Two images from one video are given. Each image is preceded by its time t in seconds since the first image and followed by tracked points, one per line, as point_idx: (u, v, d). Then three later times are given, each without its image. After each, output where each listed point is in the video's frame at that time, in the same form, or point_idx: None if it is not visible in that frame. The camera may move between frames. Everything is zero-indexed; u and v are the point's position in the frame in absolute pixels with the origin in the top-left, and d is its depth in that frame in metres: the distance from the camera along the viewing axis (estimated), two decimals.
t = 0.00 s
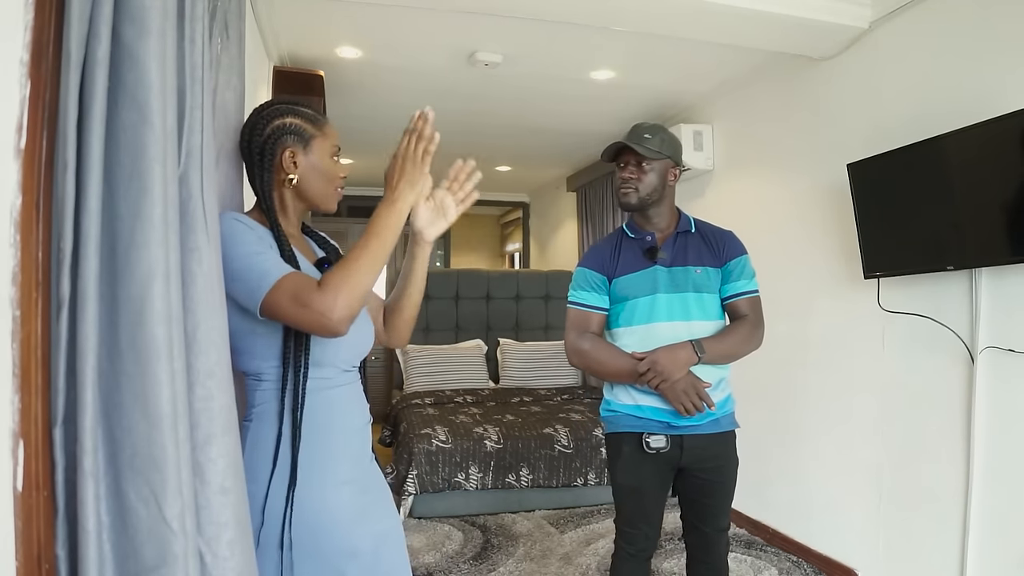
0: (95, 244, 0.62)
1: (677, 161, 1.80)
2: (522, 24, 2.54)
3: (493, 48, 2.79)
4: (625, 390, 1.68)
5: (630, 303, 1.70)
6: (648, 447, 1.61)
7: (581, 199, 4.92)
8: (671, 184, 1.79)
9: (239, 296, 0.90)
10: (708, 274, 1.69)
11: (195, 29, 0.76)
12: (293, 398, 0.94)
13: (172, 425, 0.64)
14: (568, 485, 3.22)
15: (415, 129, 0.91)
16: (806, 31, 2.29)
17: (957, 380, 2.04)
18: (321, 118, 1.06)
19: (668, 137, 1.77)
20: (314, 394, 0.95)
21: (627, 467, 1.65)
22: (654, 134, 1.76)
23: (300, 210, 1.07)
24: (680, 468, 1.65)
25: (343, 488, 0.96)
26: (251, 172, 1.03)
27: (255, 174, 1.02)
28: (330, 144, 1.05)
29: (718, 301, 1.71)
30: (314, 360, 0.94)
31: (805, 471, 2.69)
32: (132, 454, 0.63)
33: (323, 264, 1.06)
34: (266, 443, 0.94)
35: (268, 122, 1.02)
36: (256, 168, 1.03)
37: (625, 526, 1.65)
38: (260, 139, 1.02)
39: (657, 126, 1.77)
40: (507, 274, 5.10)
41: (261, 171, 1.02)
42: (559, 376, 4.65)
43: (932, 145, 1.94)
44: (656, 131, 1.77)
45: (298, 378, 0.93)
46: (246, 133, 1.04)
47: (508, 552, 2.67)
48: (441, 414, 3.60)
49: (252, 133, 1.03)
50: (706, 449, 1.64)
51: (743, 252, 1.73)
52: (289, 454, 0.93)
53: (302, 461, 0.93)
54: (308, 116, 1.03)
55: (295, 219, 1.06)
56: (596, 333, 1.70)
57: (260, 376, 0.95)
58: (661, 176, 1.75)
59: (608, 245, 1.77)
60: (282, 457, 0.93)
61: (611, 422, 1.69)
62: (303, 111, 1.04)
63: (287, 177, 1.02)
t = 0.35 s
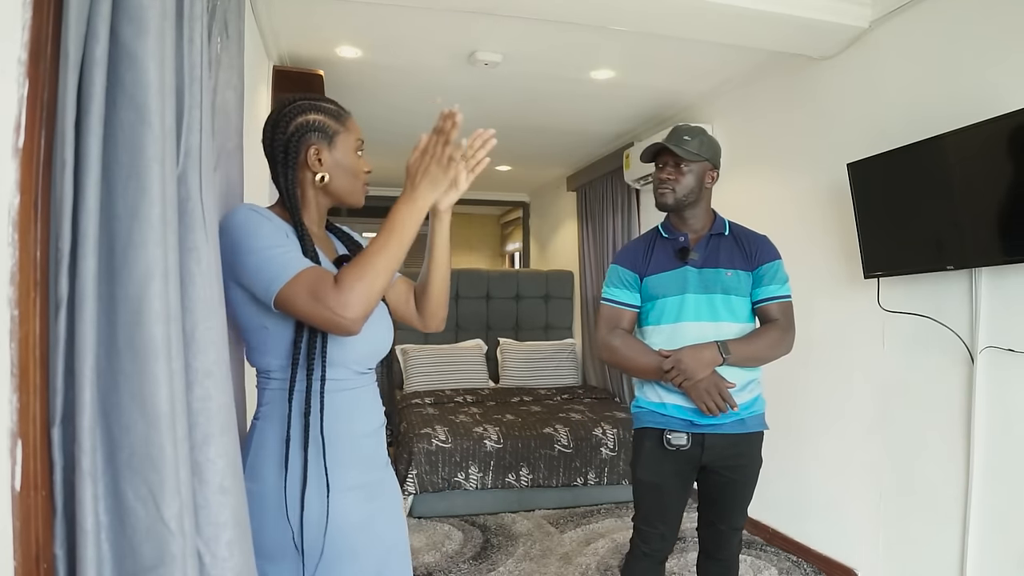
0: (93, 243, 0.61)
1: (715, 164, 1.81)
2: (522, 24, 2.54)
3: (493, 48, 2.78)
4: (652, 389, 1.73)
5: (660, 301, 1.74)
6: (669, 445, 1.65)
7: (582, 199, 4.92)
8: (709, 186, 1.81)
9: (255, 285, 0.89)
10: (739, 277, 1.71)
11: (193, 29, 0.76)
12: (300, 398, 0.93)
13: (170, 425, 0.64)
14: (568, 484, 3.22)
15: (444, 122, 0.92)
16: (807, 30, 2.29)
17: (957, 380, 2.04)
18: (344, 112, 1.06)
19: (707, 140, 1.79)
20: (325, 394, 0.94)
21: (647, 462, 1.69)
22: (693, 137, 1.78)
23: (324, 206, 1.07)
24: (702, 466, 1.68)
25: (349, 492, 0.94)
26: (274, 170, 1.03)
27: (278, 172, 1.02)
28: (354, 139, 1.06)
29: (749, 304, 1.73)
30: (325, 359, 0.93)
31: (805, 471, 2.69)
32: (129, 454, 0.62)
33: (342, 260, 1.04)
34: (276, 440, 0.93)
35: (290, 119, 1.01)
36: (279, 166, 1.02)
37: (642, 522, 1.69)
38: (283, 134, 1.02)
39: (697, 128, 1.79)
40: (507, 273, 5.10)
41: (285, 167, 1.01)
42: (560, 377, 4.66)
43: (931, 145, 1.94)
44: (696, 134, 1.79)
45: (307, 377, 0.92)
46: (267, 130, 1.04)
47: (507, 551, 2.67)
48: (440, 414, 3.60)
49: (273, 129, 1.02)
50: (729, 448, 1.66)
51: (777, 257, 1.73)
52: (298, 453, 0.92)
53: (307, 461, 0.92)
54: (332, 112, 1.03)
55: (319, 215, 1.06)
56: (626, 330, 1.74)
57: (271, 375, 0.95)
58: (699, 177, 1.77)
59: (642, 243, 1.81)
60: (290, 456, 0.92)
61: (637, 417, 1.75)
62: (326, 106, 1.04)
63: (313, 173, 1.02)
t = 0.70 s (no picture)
0: (95, 244, 0.62)
1: (745, 166, 1.80)
2: (522, 25, 2.55)
3: (494, 48, 2.79)
4: (672, 384, 1.75)
5: (684, 301, 1.75)
6: (684, 437, 1.67)
7: (583, 199, 4.92)
8: (738, 188, 1.79)
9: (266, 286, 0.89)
10: (763, 281, 1.71)
11: (195, 29, 0.76)
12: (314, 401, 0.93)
13: (172, 425, 0.64)
14: (569, 484, 3.22)
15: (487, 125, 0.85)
16: (808, 30, 2.29)
17: (958, 380, 2.04)
18: (383, 116, 1.03)
19: (737, 141, 1.78)
20: (344, 398, 0.93)
21: (662, 454, 1.71)
22: (723, 139, 1.77)
23: (352, 210, 1.05)
24: (715, 462, 1.70)
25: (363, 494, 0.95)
26: (305, 169, 1.01)
27: (310, 172, 1.00)
28: (391, 146, 1.03)
29: (772, 307, 1.72)
30: (345, 366, 0.93)
31: (806, 471, 2.68)
32: (131, 453, 0.63)
33: (360, 264, 1.02)
34: (287, 440, 0.92)
35: (327, 120, 0.99)
36: (310, 166, 1.00)
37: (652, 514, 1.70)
38: (317, 134, 0.99)
39: (727, 129, 1.78)
40: (507, 274, 5.09)
41: (317, 169, 1.00)
42: (561, 377, 4.66)
43: (932, 145, 1.94)
44: (726, 136, 1.78)
45: (323, 382, 0.92)
46: (303, 128, 1.01)
47: (509, 551, 2.67)
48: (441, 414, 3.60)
49: (309, 129, 1.00)
50: (743, 445, 1.66)
51: (804, 260, 1.71)
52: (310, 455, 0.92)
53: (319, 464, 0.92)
54: (370, 116, 1.01)
55: (347, 218, 1.05)
56: (651, 328, 1.76)
57: (284, 375, 0.94)
58: (728, 180, 1.75)
59: (669, 242, 1.82)
60: (303, 458, 0.92)
61: (655, 410, 1.78)
62: (365, 109, 1.01)
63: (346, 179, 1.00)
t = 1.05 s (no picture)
0: (95, 244, 0.61)
1: (749, 169, 1.80)
2: (522, 25, 2.55)
3: (494, 48, 2.79)
4: (667, 383, 1.74)
5: (682, 300, 1.74)
6: (679, 436, 1.67)
7: (583, 199, 4.92)
8: (740, 190, 1.79)
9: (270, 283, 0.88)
10: (761, 283, 1.72)
11: (195, 29, 0.76)
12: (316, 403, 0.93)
13: (172, 425, 0.64)
14: (569, 485, 3.22)
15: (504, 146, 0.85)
16: (808, 31, 2.29)
17: (958, 380, 2.04)
18: (389, 123, 1.02)
19: (743, 144, 1.78)
20: (343, 398, 0.93)
21: (657, 452, 1.70)
22: (729, 141, 1.77)
23: (354, 215, 1.05)
24: (709, 462, 1.70)
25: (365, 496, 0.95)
26: (309, 171, 1.02)
27: (312, 175, 1.00)
28: (395, 153, 1.01)
29: (769, 310, 1.74)
30: (350, 367, 0.93)
31: (805, 471, 2.69)
32: (131, 454, 0.63)
33: (361, 264, 1.02)
34: (290, 441, 0.93)
35: (331, 125, 0.99)
36: (314, 170, 1.01)
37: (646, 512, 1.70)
38: (321, 139, 1.00)
39: (734, 132, 1.78)
40: (507, 274, 5.09)
41: (319, 174, 1.00)
42: (560, 377, 4.66)
43: (932, 145, 1.94)
44: (732, 138, 1.78)
45: (328, 382, 0.92)
46: (309, 132, 1.02)
47: (509, 552, 2.67)
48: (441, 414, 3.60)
49: (315, 132, 1.01)
50: (735, 444, 1.67)
51: (800, 264, 1.73)
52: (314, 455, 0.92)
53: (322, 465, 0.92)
54: (375, 123, 1.00)
55: (348, 223, 1.05)
56: (647, 325, 1.75)
57: (287, 377, 0.94)
58: (733, 182, 1.75)
59: (668, 239, 1.81)
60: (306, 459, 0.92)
61: (650, 409, 1.77)
62: (370, 115, 1.00)
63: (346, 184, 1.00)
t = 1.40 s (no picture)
0: (95, 244, 0.61)
1: (722, 166, 1.81)
2: (523, 24, 2.55)
3: (494, 48, 2.79)
4: (640, 382, 1.75)
5: (657, 299, 1.75)
6: (654, 438, 1.67)
7: (582, 199, 4.92)
8: (715, 188, 1.80)
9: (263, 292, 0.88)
10: (736, 280, 1.71)
11: (195, 28, 0.76)
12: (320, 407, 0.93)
13: (172, 425, 0.64)
14: (569, 484, 3.22)
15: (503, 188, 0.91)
16: (807, 31, 2.29)
17: (958, 380, 2.04)
18: (389, 116, 1.03)
19: (714, 142, 1.79)
20: (345, 401, 0.93)
21: (632, 456, 1.70)
22: (701, 139, 1.78)
23: (356, 210, 1.05)
24: (687, 463, 1.70)
25: (364, 499, 0.95)
26: (309, 167, 1.01)
27: (314, 170, 1.00)
28: (395, 146, 1.02)
29: (745, 308, 1.73)
30: (350, 368, 0.93)
31: (805, 471, 2.68)
32: (131, 454, 0.63)
33: (366, 264, 1.03)
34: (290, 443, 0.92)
35: (332, 120, 0.99)
36: (315, 166, 1.00)
37: (629, 516, 1.69)
38: (322, 134, 1.00)
39: (705, 130, 1.79)
40: (507, 274, 5.09)
41: (320, 169, 1.00)
42: (560, 377, 4.66)
43: (932, 145, 1.94)
44: (703, 136, 1.79)
45: (328, 385, 0.92)
46: (308, 126, 1.02)
47: (509, 551, 2.67)
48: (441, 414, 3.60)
49: (315, 127, 1.01)
50: (711, 446, 1.67)
51: (776, 262, 1.72)
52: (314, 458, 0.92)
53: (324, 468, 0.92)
54: (375, 116, 1.00)
55: (349, 218, 1.05)
56: (623, 324, 1.76)
57: (286, 379, 0.94)
58: (706, 179, 1.76)
59: (644, 240, 1.83)
60: (306, 462, 0.92)
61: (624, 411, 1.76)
62: (370, 108, 1.01)
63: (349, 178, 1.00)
